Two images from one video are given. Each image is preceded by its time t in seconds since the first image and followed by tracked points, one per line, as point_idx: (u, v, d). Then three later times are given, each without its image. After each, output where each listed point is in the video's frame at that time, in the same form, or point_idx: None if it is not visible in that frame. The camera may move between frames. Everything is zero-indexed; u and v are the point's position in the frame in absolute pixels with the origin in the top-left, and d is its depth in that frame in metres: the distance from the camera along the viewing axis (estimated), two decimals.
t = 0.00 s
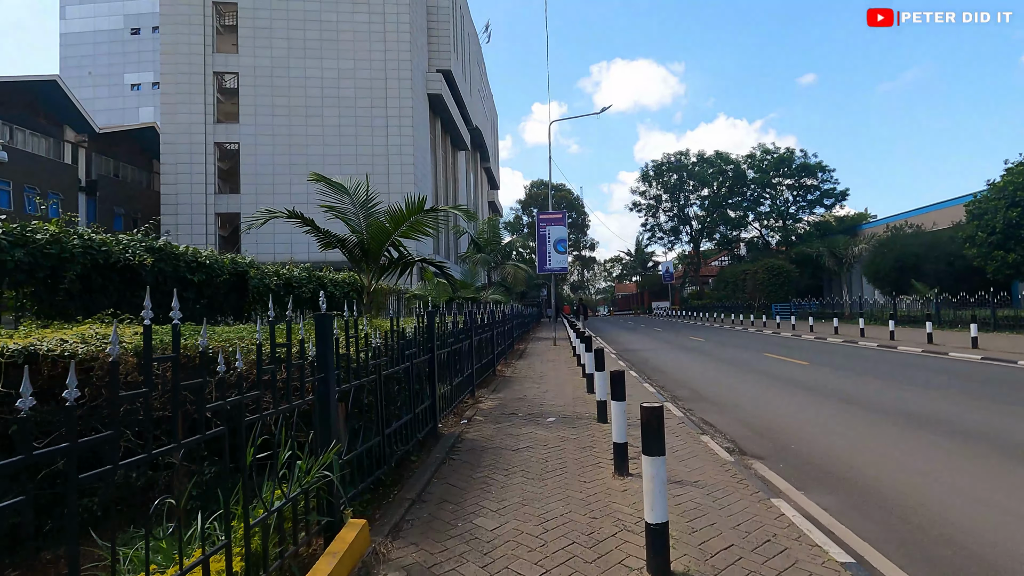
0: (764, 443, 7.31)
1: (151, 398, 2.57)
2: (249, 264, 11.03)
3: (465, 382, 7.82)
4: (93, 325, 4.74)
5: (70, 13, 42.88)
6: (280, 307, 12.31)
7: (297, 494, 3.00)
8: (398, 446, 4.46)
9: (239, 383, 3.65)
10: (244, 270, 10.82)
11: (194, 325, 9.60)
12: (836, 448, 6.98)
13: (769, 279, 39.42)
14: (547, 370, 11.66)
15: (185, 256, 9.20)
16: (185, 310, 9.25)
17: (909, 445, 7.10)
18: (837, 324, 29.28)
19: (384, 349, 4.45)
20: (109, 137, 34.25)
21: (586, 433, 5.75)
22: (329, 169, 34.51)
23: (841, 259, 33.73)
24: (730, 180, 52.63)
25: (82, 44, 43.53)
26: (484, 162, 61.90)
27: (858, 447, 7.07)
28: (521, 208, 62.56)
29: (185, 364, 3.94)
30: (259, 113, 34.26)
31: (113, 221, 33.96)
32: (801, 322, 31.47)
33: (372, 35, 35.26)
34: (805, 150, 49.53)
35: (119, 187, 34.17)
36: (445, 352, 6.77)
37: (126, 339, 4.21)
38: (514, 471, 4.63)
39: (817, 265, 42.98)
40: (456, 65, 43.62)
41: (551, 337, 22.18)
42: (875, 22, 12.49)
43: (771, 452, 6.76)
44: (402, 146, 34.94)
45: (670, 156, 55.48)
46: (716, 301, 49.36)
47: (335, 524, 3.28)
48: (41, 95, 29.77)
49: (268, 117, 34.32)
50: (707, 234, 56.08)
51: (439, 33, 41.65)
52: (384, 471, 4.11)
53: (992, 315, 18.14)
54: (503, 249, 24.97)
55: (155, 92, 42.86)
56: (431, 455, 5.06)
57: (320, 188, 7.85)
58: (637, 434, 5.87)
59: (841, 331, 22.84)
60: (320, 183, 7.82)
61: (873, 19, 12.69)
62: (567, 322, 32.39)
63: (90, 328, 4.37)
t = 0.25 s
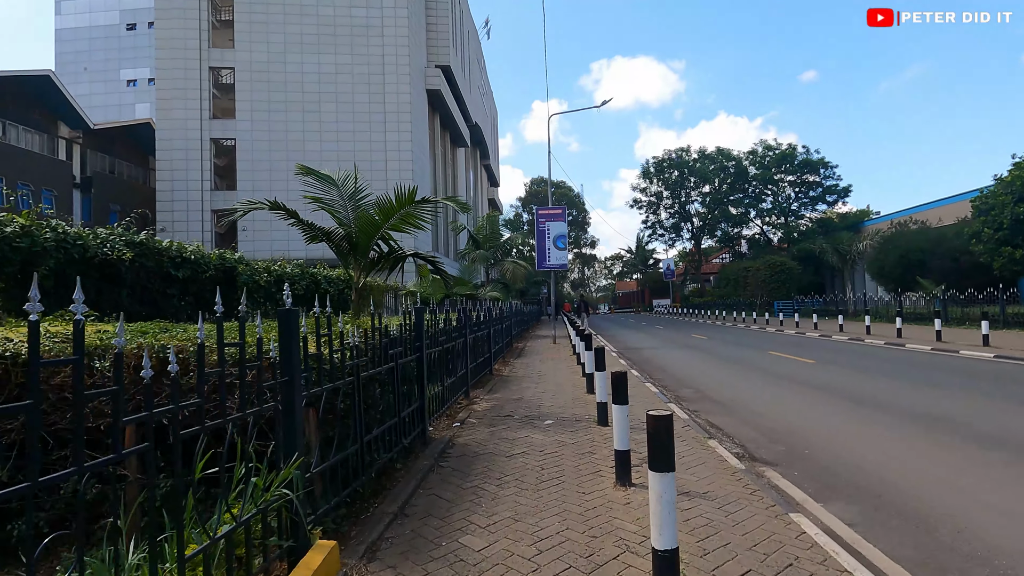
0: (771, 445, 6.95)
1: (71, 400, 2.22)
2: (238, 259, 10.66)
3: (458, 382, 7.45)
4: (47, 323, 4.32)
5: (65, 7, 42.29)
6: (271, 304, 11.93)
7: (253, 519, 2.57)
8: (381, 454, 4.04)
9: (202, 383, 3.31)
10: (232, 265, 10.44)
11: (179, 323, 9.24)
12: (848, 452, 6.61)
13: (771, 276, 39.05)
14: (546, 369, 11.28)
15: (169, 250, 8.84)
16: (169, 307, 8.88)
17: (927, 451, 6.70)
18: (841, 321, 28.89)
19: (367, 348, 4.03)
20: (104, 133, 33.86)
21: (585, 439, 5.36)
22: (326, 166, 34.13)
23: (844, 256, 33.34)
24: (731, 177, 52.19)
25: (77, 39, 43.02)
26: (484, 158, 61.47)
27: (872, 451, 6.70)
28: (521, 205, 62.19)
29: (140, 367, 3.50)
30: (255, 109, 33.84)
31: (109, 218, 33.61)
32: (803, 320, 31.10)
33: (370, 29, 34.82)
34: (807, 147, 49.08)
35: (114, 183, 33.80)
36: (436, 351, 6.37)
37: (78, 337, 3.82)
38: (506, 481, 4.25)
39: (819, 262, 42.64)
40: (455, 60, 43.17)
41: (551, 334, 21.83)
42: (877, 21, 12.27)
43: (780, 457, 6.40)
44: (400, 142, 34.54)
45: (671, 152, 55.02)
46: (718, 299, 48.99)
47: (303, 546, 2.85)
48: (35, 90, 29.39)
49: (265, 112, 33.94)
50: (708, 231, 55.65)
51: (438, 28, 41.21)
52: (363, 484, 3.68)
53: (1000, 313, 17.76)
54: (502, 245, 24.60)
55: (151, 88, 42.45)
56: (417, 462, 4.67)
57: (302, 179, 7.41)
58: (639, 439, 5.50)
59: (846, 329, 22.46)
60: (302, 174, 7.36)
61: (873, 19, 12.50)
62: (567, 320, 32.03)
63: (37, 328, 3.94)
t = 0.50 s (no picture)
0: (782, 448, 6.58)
1: None
2: (227, 254, 10.30)
3: (453, 382, 7.05)
4: None
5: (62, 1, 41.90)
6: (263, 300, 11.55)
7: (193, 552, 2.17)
8: (361, 466, 3.63)
9: (154, 387, 2.93)
10: (221, 261, 10.08)
11: (164, 321, 8.89)
12: (863, 456, 6.23)
13: (775, 273, 38.59)
14: (546, 369, 10.87)
15: (152, 245, 8.49)
16: (153, 303, 8.52)
17: (952, 456, 6.28)
18: (847, 319, 28.43)
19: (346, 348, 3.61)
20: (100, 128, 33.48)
21: (587, 445, 4.97)
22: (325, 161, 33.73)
23: (850, 252, 32.83)
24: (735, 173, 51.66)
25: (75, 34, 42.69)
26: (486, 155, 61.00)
27: (889, 453, 6.31)
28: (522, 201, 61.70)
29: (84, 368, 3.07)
30: (253, 103, 33.42)
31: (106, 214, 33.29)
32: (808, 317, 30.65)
33: (369, 23, 34.36)
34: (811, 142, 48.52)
35: (111, 179, 33.43)
36: (428, 351, 5.96)
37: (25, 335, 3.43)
38: (502, 496, 3.86)
39: (823, 258, 42.16)
40: (455, 54, 42.69)
41: (553, 332, 21.43)
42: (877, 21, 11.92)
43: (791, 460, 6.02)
44: (400, 137, 34.10)
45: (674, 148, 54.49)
46: (721, 296, 48.51)
47: None
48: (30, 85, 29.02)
49: (263, 107, 33.50)
50: (711, 227, 55.14)
51: (438, 21, 40.73)
52: (338, 501, 3.27)
53: (1012, 310, 17.31)
54: (502, 241, 24.18)
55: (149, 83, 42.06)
56: (404, 472, 4.27)
57: (287, 168, 6.99)
58: (645, 444, 5.12)
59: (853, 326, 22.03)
60: (286, 163, 6.94)
61: (875, 17, 12.16)
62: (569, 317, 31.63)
63: None
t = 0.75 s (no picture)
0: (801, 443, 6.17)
1: None
2: (220, 250, 9.95)
3: (451, 386, 6.65)
4: None
5: None
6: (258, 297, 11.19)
7: None
8: (343, 486, 3.23)
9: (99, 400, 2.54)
10: (213, 257, 9.71)
11: (153, 319, 8.54)
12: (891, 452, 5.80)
13: (783, 269, 38.01)
14: (551, 368, 10.47)
15: (139, 240, 8.13)
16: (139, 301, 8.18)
17: (983, 460, 5.86)
18: (857, 315, 27.89)
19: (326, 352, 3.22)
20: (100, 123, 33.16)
21: (594, 456, 4.56)
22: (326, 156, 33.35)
23: (860, 247, 32.24)
24: (741, 168, 51.01)
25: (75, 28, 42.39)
26: (489, 150, 60.53)
27: (919, 452, 5.87)
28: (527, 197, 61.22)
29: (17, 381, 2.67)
30: (254, 98, 33.06)
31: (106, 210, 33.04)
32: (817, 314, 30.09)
33: (371, 16, 33.94)
34: (819, 136, 47.86)
35: (111, 175, 33.16)
36: (423, 353, 5.56)
37: None
38: (501, 518, 3.46)
39: (832, 254, 41.55)
40: (458, 48, 42.20)
41: (557, 329, 21.03)
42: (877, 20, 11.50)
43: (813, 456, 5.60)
44: (402, 131, 33.67)
45: (680, 142, 53.86)
46: (727, 292, 47.92)
47: None
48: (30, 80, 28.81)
49: (264, 102, 33.16)
50: (717, 223, 54.50)
51: (440, 15, 40.29)
52: (314, 529, 2.88)
53: None
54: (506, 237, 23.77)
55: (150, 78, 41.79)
56: (395, 488, 3.87)
57: (274, 158, 6.58)
58: (658, 454, 4.72)
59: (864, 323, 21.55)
60: (273, 153, 6.53)
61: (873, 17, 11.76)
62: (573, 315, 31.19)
63: None
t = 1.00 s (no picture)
0: (831, 452, 5.68)
1: None
2: (214, 250, 9.60)
3: (451, 394, 6.24)
4: None
5: None
6: (255, 298, 10.85)
7: None
8: (318, 521, 2.82)
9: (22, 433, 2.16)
10: (207, 257, 9.38)
11: (142, 322, 8.22)
12: (933, 463, 5.30)
13: (794, 266, 37.33)
14: (557, 372, 10.05)
15: (127, 240, 7.81)
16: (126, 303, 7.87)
17: None
18: (871, 315, 27.25)
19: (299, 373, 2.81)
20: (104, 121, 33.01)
21: (606, 479, 4.12)
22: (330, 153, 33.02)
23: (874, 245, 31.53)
24: (751, 164, 50.25)
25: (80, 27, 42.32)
26: (495, 148, 60.05)
27: (961, 462, 5.38)
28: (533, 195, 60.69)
29: None
30: (257, 95, 32.78)
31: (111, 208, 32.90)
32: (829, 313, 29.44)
33: (376, 11, 33.56)
34: (831, 131, 47.05)
35: (115, 173, 33.00)
36: (420, 363, 5.14)
37: None
38: (499, 555, 3.05)
39: (844, 251, 40.80)
40: (464, 44, 41.74)
41: (563, 329, 20.59)
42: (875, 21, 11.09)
43: (848, 468, 5.11)
44: (407, 128, 33.28)
45: (688, 139, 53.17)
46: (736, 291, 47.21)
47: None
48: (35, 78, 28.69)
49: (268, 99, 32.87)
50: (726, 220, 53.75)
51: (446, 10, 39.85)
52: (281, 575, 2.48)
53: None
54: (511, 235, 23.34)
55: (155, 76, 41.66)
56: (382, 517, 3.47)
57: (261, 154, 6.19)
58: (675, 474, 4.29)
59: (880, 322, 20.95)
60: (260, 148, 6.15)
61: (873, 17, 11.35)
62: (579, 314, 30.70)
63: None
